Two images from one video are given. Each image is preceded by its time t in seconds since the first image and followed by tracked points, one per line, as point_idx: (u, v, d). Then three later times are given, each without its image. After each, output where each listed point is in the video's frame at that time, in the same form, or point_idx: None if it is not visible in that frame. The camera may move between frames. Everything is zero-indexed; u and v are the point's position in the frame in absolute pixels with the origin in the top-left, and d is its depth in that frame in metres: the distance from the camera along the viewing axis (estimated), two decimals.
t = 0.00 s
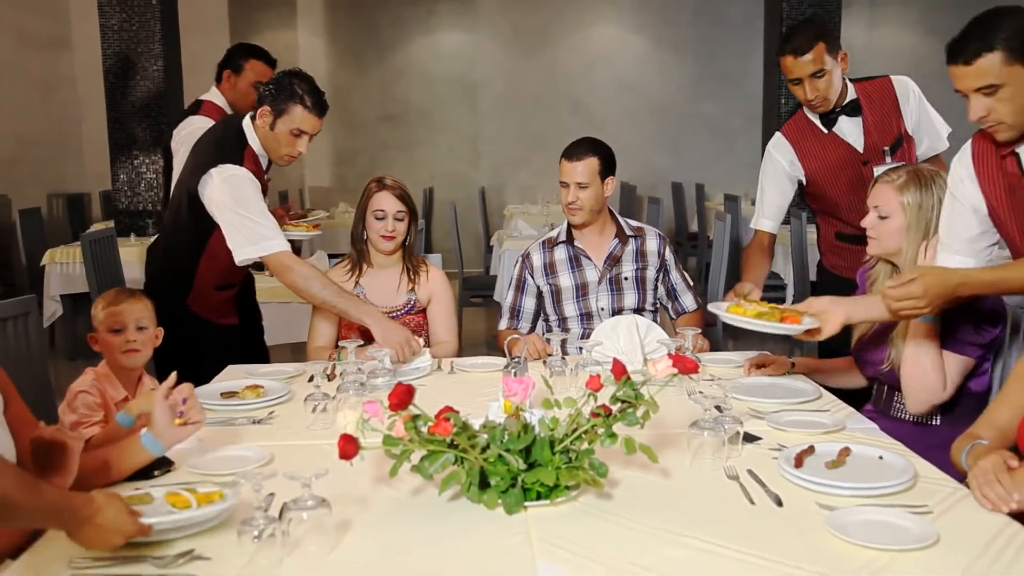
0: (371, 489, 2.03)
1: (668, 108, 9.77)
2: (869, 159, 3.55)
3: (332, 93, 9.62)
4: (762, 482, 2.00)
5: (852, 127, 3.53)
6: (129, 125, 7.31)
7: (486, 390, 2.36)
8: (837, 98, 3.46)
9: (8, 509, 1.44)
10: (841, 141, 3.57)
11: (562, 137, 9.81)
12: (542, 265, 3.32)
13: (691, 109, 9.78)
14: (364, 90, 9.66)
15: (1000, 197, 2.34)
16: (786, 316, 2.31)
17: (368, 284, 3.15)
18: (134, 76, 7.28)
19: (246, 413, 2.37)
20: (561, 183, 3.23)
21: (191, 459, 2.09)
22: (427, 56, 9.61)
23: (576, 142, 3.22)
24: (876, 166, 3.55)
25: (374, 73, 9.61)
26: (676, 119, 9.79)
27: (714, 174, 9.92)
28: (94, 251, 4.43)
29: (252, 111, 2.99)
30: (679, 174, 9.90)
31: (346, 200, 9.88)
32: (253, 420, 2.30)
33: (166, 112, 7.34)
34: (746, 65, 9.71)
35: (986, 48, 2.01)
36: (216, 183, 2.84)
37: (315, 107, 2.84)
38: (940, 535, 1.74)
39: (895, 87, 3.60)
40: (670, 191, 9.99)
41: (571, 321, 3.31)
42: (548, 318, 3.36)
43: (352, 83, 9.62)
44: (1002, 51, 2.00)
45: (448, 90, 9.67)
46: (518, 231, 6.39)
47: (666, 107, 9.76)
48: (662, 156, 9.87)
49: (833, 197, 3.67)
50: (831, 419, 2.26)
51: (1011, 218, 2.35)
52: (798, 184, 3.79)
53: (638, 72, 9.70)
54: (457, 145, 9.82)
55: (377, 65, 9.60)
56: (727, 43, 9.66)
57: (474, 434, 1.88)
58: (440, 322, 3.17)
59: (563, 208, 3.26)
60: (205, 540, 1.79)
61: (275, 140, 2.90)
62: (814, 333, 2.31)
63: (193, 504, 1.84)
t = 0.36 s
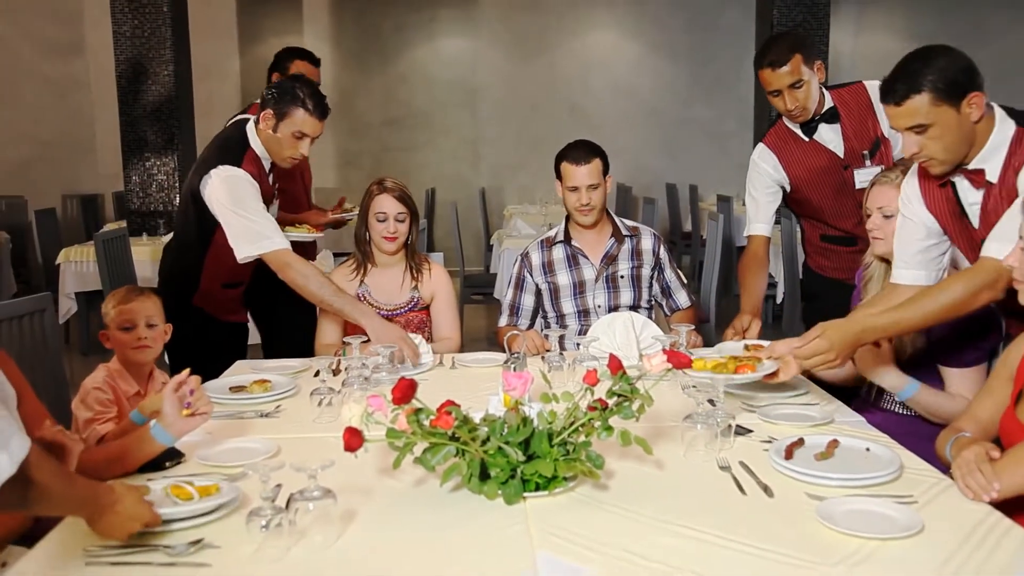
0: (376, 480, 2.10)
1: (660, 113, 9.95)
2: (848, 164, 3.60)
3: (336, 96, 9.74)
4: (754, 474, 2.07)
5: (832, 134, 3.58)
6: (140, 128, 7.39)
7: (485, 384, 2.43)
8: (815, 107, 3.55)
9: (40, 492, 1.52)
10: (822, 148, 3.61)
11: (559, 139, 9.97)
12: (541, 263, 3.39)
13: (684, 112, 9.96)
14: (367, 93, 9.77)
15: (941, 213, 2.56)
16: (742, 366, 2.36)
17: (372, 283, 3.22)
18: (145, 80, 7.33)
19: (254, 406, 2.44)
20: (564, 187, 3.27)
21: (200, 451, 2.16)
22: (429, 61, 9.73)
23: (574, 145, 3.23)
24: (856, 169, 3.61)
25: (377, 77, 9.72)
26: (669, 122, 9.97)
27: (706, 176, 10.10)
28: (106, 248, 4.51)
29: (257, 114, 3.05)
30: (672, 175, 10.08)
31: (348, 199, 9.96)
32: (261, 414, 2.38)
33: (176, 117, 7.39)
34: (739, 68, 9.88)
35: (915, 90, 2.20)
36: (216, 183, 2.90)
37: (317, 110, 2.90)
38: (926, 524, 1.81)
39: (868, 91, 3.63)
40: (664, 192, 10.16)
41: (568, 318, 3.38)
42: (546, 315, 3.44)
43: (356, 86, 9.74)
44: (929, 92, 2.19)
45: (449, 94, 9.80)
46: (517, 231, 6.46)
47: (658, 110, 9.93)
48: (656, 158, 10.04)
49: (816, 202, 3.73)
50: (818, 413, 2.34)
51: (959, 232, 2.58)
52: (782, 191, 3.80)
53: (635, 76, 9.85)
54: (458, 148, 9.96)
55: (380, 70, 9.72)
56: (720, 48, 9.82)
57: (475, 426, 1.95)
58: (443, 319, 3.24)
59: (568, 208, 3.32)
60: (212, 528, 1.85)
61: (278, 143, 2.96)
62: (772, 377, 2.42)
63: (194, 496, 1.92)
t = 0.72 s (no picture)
0: (379, 469, 2.17)
1: (655, 114, 10.21)
2: (834, 165, 3.67)
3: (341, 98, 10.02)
4: (745, 463, 2.14)
5: (818, 137, 3.62)
6: (151, 129, 7.46)
7: (485, 377, 2.51)
8: (803, 110, 3.57)
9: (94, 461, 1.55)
10: (808, 151, 3.67)
11: (558, 139, 10.22)
12: (539, 260, 3.46)
13: (677, 114, 10.23)
14: (371, 92, 10.02)
15: (904, 230, 2.68)
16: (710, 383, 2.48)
17: (376, 278, 3.29)
18: (157, 82, 7.40)
19: (261, 398, 2.52)
20: (563, 186, 3.33)
21: (209, 441, 2.23)
22: (431, 64, 10.00)
23: (572, 145, 3.28)
24: (841, 171, 3.67)
25: (381, 79, 9.98)
26: (663, 123, 10.23)
27: (698, 176, 10.34)
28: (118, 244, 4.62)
29: (267, 116, 3.12)
30: (666, 174, 10.33)
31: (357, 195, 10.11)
32: (269, 405, 2.46)
33: (185, 118, 7.45)
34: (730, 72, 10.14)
35: (869, 120, 2.25)
36: (231, 184, 2.97)
37: (330, 115, 2.96)
38: (911, 512, 1.88)
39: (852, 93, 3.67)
40: (657, 191, 10.37)
41: (566, 312, 3.46)
42: (544, 310, 3.51)
43: (360, 90, 10.02)
44: (882, 122, 2.25)
45: (450, 96, 10.07)
46: (515, 229, 6.56)
47: (656, 112, 10.20)
48: (649, 158, 10.30)
49: (803, 202, 3.80)
50: (808, 405, 2.41)
51: (917, 248, 2.69)
52: (770, 193, 3.87)
53: (629, 79, 10.13)
54: (458, 148, 10.23)
55: (385, 73, 9.97)
56: (711, 51, 10.10)
57: (475, 418, 2.01)
58: (445, 314, 3.31)
59: (566, 206, 3.38)
60: (220, 516, 1.92)
61: (291, 145, 3.02)
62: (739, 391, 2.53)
63: (203, 480, 2.00)
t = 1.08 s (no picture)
0: (382, 460, 2.24)
1: (652, 113, 10.28)
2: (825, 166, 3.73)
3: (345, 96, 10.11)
4: (737, 454, 2.21)
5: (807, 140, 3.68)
6: (162, 130, 7.54)
7: (484, 370, 2.58)
8: (793, 113, 3.62)
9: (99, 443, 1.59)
10: (797, 153, 3.73)
11: (556, 137, 10.29)
12: (538, 256, 3.52)
13: (673, 114, 10.30)
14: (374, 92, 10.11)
15: (877, 239, 2.71)
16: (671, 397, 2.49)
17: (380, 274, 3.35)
18: (167, 85, 7.48)
19: (268, 391, 2.59)
20: (561, 184, 3.39)
21: (218, 433, 2.30)
22: (433, 65, 10.06)
23: (569, 144, 3.33)
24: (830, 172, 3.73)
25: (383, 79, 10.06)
26: (660, 122, 10.29)
27: (693, 174, 10.43)
28: (127, 241, 4.70)
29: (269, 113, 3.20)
30: (662, 172, 10.41)
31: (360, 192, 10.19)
32: (275, 398, 2.53)
33: (194, 120, 7.52)
34: (723, 72, 10.22)
35: (838, 136, 2.32)
36: (225, 175, 3.06)
37: (329, 116, 3.05)
38: (898, 500, 1.94)
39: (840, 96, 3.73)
40: (652, 189, 10.45)
41: (564, 308, 3.53)
42: (543, 305, 3.57)
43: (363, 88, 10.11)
44: (852, 137, 2.31)
45: (450, 96, 10.14)
46: (514, 226, 6.64)
47: (649, 113, 10.26)
48: (646, 156, 10.38)
49: (793, 201, 3.87)
50: (799, 398, 2.48)
51: (891, 255, 2.73)
52: (761, 193, 3.93)
53: (626, 81, 10.19)
54: (459, 148, 10.29)
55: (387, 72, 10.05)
56: (708, 52, 10.16)
57: (476, 410, 2.08)
58: (447, 309, 3.38)
59: (564, 204, 3.45)
60: (228, 505, 1.97)
61: (289, 140, 3.10)
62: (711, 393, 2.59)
63: (211, 474, 2.07)
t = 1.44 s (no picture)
0: (383, 457, 2.26)
1: (649, 114, 10.32)
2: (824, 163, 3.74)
3: (346, 98, 10.15)
4: (734, 450, 2.23)
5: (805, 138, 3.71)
6: (165, 128, 7.58)
7: (483, 367, 2.60)
8: (791, 112, 3.65)
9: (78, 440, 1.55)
10: (796, 150, 3.76)
11: (555, 138, 10.33)
12: (537, 254, 3.55)
13: (671, 115, 10.34)
14: (376, 95, 10.16)
15: (869, 239, 2.72)
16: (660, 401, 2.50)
17: (382, 271, 3.38)
18: (170, 84, 7.51)
19: (269, 387, 2.62)
20: (559, 182, 3.42)
21: (221, 430, 2.32)
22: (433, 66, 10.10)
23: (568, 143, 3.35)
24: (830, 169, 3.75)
25: (383, 80, 10.11)
26: (658, 123, 10.33)
27: (691, 174, 10.47)
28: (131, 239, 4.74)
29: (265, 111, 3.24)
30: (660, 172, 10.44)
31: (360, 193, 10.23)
32: (277, 394, 2.55)
33: (197, 118, 7.55)
34: (721, 72, 10.27)
35: (829, 136, 2.34)
36: (213, 163, 3.14)
37: (322, 111, 3.11)
38: (894, 496, 1.95)
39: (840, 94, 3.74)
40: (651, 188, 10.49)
41: (563, 305, 3.55)
42: (542, 303, 3.60)
43: (364, 89, 10.16)
44: (843, 137, 2.33)
45: (450, 97, 10.18)
46: (514, 224, 6.67)
47: (647, 113, 10.30)
48: (645, 157, 10.41)
49: (792, 199, 3.89)
50: (796, 395, 2.51)
51: (882, 255, 2.74)
52: (760, 190, 3.95)
53: (625, 82, 10.23)
54: (459, 149, 10.33)
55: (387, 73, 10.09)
56: (705, 53, 10.20)
57: (475, 407, 2.09)
58: (448, 306, 3.40)
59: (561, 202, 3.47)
60: (231, 501, 1.99)
61: (284, 135, 3.16)
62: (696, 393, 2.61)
63: (214, 471, 2.08)
